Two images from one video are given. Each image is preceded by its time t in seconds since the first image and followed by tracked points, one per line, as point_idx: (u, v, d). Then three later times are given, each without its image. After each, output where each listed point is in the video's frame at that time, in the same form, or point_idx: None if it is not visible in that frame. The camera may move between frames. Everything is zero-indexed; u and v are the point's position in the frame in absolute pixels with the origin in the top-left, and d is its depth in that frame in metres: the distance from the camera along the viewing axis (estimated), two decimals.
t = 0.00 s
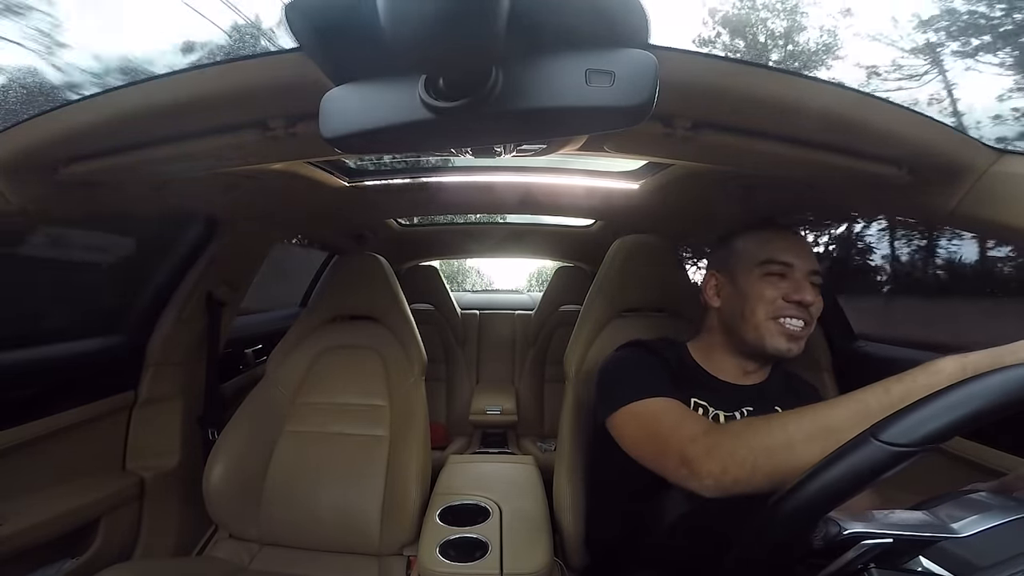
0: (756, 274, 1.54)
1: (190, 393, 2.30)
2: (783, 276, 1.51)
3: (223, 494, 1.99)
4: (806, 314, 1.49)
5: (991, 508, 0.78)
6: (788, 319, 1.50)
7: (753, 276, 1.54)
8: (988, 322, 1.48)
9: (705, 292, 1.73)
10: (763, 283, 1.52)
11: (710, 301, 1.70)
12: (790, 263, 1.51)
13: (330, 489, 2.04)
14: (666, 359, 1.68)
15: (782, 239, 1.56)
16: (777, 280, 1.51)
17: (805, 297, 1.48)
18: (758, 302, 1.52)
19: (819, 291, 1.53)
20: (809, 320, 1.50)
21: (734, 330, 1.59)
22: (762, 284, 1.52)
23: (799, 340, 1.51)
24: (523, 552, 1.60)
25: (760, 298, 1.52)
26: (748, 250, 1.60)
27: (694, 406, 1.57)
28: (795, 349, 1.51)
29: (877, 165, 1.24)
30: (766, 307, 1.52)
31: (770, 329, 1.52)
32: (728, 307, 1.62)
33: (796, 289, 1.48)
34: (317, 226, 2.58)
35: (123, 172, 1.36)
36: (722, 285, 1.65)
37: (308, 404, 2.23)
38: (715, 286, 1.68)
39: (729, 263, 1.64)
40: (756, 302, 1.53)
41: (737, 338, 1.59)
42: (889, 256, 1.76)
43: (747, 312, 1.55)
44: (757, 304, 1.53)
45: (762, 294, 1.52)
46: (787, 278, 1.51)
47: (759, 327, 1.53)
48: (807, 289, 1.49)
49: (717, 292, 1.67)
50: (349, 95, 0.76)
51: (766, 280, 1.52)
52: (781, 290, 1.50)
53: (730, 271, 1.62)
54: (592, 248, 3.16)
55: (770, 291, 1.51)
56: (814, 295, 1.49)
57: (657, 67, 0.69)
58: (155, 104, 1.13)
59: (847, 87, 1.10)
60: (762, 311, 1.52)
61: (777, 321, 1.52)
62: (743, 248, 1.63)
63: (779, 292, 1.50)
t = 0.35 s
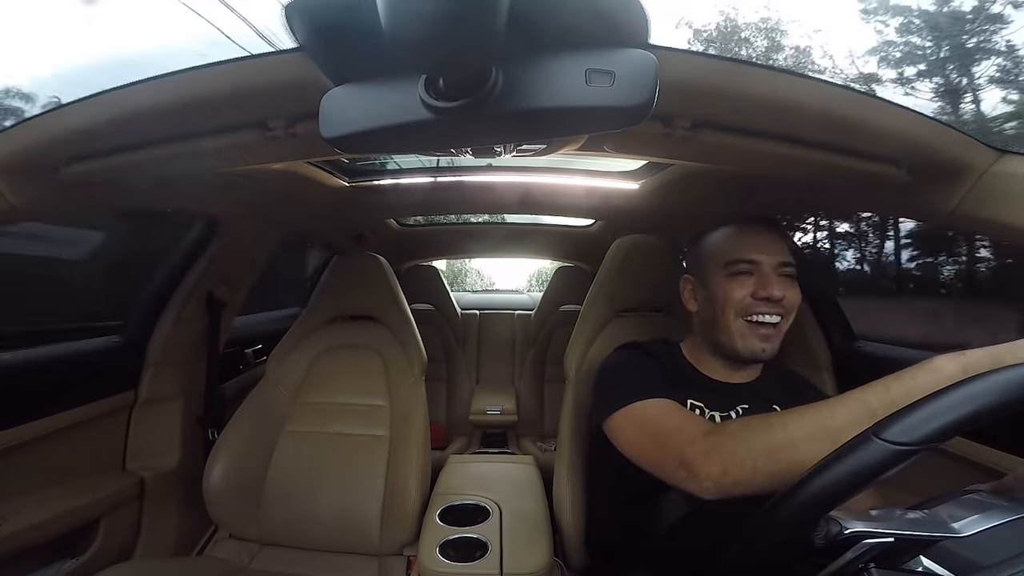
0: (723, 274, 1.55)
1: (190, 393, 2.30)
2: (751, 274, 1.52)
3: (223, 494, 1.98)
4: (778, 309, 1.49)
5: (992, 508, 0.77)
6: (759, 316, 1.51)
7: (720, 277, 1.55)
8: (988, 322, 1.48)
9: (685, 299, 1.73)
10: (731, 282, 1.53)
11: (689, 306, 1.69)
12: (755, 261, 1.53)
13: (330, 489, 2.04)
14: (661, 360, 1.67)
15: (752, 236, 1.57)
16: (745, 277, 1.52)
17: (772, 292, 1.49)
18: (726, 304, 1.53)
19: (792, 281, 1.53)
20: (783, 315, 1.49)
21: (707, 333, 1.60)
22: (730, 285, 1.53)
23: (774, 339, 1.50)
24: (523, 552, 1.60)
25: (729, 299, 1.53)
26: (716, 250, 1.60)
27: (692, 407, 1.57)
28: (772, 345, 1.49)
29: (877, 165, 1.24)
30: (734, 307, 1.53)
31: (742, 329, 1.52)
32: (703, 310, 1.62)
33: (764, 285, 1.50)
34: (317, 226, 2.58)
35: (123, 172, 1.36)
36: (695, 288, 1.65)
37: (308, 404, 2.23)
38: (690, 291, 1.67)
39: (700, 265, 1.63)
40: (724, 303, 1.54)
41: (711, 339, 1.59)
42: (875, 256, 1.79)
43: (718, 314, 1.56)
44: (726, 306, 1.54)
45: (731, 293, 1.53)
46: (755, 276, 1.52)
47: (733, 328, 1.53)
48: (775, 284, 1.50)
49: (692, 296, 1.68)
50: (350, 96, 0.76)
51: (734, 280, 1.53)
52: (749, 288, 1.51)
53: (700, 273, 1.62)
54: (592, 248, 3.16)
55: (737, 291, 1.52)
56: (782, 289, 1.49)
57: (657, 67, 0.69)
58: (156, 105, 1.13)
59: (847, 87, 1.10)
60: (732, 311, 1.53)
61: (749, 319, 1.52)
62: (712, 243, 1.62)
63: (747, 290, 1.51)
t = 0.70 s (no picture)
0: (714, 286, 1.55)
1: (190, 394, 2.30)
2: (743, 285, 1.52)
3: (221, 497, 1.97)
4: (771, 322, 1.49)
5: (990, 507, 0.78)
6: (751, 329, 1.51)
7: (711, 289, 1.56)
8: (987, 321, 1.48)
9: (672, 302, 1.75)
10: (721, 294, 1.53)
11: (678, 312, 1.70)
12: (747, 271, 1.52)
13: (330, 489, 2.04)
14: (655, 361, 1.67)
15: (744, 243, 1.56)
16: (736, 289, 1.52)
17: (765, 305, 1.49)
18: (718, 317, 1.54)
19: (786, 290, 1.53)
20: (777, 327, 1.49)
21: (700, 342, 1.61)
22: (720, 297, 1.54)
23: (770, 350, 1.51)
24: (523, 552, 1.60)
25: (721, 312, 1.53)
26: (705, 255, 1.60)
27: (688, 416, 1.56)
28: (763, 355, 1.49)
29: (877, 165, 1.24)
30: (726, 320, 1.53)
31: (736, 340, 1.52)
32: (692, 318, 1.63)
33: (755, 298, 1.50)
34: (318, 226, 2.58)
35: (124, 172, 1.36)
36: (686, 296, 1.66)
37: (308, 404, 2.23)
38: (681, 297, 1.68)
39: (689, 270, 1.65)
40: (716, 316, 1.55)
41: (705, 348, 1.60)
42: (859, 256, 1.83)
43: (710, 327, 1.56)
44: (719, 319, 1.54)
45: (721, 304, 1.53)
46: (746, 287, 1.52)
47: (724, 339, 1.53)
48: (767, 296, 1.49)
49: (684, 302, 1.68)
50: (349, 96, 0.76)
51: (724, 293, 1.53)
52: (741, 300, 1.51)
53: (692, 281, 1.63)
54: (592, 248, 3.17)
55: (728, 304, 1.52)
56: (775, 301, 1.49)
57: (657, 68, 0.69)
58: (156, 104, 1.13)
59: (848, 87, 1.10)
60: (725, 324, 1.54)
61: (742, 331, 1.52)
62: (699, 248, 1.64)
63: (739, 302, 1.52)
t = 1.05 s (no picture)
0: (767, 290, 1.48)
1: (190, 394, 2.30)
2: (793, 291, 1.47)
3: (221, 498, 1.96)
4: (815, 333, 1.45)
5: (991, 507, 0.78)
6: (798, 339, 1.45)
7: (763, 292, 1.48)
8: (987, 320, 1.48)
9: (699, 301, 1.66)
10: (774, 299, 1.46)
11: (709, 312, 1.62)
12: (799, 278, 1.47)
13: (330, 489, 2.04)
14: (657, 360, 1.67)
15: (788, 248, 1.51)
16: (788, 295, 1.46)
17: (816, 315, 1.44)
18: (766, 322, 1.47)
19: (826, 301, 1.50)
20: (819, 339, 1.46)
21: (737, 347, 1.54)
22: (773, 303, 1.47)
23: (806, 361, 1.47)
24: (524, 552, 1.60)
25: (770, 317, 1.47)
26: (751, 257, 1.53)
27: (695, 419, 1.56)
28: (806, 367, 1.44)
29: (877, 165, 1.24)
30: (774, 327, 1.46)
31: (782, 349, 1.45)
32: (732, 320, 1.55)
33: (809, 307, 1.44)
34: (317, 227, 2.58)
35: (123, 171, 1.36)
36: (722, 297, 1.59)
37: (308, 404, 2.23)
38: (714, 296, 1.61)
39: (731, 270, 1.57)
40: (765, 321, 1.47)
41: (741, 353, 1.53)
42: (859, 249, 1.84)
43: (756, 332, 1.49)
44: (767, 324, 1.47)
45: (773, 310, 1.46)
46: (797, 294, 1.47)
47: (769, 346, 1.46)
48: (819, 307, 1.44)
49: (714, 303, 1.61)
50: (349, 95, 0.76)
51: (777, 298, 1.47)
52: (792, 307, 1.45)
53: (733, 281, 1.55)
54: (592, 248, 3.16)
55: (780, 310, 1.45)
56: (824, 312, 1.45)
57: (657, 68, 0.69)
58: (154, 104, 1.13)
59: (847, 87, 1.09)
60: (772, 330, 1.47)
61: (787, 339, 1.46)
62: (743, 248, 1.56)
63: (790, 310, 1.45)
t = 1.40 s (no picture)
0: (754, 276, 1.55)
1: (190, 393, 2.30)
2: (778, 278, 1.54)
3: (223, 495, 1.97)
4: (801, 316, 1.53)
5: (991, 507, 0.78)
6: (785, 322, 1.52)
7: (751, 279, 1.55)
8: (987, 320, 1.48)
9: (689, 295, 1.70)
10: (761, 285, 1.53)
11: (701, 305, 1.66)
12: (783, 265, 1.54)
13: (331, 489, 2.04)
14: (657, 359, 1.66)
15: (773, 240, 1.58)
16: (774, 282, 1.53)
17: (802, 298, 1.52)
18: (756, 308, 1.53)
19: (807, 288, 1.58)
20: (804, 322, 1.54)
21: (727, 335, 1.59)
22: (760, 288, 1.53)
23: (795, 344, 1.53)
24: (524, 552, 1.60)
25: (758, 303, 1.53)
26: (738, 248, 1.60)
27: (693, 411, 1.56)
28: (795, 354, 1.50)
29: (877, 165, 1.24)
30: (763, 312, 1.53)
31: (771, 333, 1.52)
32: (722, 311, 1.60)
33: (794, 291, 1.52)
34: (317, 226, 2.58)
35: (123, 172, 1.36)
36: (711, 288, 1.63)
37: (308, 404, 2.23)
38: (703, 289, 1.65)
39: (719, 263, 1.62)
40: (753, 307, 1.54)
41: (731, 341, 1.58)
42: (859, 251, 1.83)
43: (745, 318, 1.55)
44: (756, 310, 1.54)
45: (762, 296, 1.53)
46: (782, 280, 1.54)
47: (759, 331, 1.53)
48: (803, 290, 1.53)
49: (704, 296, 1.65)
50: (349, 94, 0.76)
51: (764, 284, 1.54)
52: (779, 292, 1.52)
53: (722, 272, 1.61)
54: (592, 248, 3.16)
55: (768, 295, 1.52)
56: (809, 295, 1.53)
57: (657, 67, 0.69)
58: (153, 104, 1.13)
59: (846, 87, 1.09)
60: (761, 315, 1.53)
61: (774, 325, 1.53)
62: (729, 241, 1.63)
63: (777, 295, 1.53)
